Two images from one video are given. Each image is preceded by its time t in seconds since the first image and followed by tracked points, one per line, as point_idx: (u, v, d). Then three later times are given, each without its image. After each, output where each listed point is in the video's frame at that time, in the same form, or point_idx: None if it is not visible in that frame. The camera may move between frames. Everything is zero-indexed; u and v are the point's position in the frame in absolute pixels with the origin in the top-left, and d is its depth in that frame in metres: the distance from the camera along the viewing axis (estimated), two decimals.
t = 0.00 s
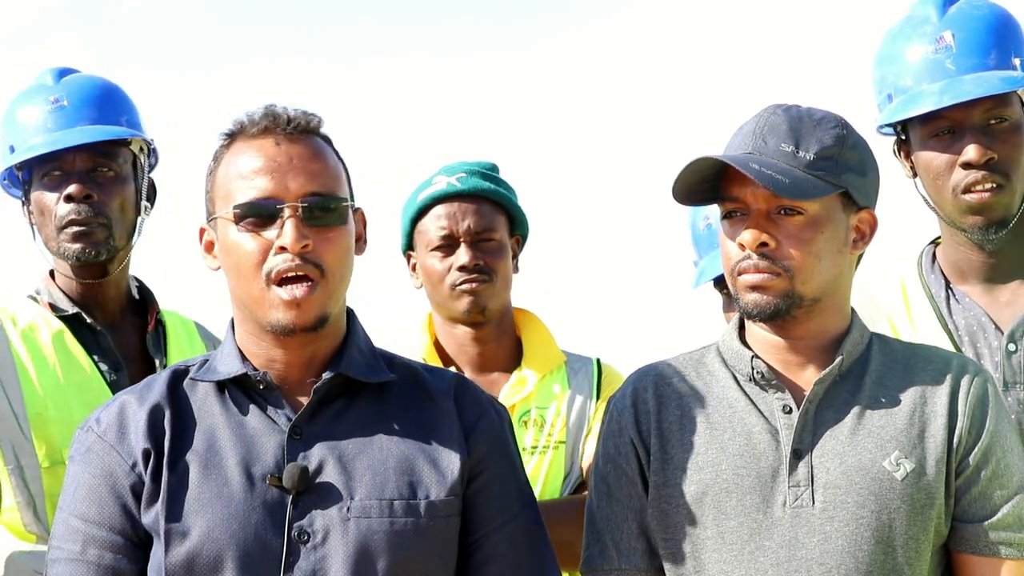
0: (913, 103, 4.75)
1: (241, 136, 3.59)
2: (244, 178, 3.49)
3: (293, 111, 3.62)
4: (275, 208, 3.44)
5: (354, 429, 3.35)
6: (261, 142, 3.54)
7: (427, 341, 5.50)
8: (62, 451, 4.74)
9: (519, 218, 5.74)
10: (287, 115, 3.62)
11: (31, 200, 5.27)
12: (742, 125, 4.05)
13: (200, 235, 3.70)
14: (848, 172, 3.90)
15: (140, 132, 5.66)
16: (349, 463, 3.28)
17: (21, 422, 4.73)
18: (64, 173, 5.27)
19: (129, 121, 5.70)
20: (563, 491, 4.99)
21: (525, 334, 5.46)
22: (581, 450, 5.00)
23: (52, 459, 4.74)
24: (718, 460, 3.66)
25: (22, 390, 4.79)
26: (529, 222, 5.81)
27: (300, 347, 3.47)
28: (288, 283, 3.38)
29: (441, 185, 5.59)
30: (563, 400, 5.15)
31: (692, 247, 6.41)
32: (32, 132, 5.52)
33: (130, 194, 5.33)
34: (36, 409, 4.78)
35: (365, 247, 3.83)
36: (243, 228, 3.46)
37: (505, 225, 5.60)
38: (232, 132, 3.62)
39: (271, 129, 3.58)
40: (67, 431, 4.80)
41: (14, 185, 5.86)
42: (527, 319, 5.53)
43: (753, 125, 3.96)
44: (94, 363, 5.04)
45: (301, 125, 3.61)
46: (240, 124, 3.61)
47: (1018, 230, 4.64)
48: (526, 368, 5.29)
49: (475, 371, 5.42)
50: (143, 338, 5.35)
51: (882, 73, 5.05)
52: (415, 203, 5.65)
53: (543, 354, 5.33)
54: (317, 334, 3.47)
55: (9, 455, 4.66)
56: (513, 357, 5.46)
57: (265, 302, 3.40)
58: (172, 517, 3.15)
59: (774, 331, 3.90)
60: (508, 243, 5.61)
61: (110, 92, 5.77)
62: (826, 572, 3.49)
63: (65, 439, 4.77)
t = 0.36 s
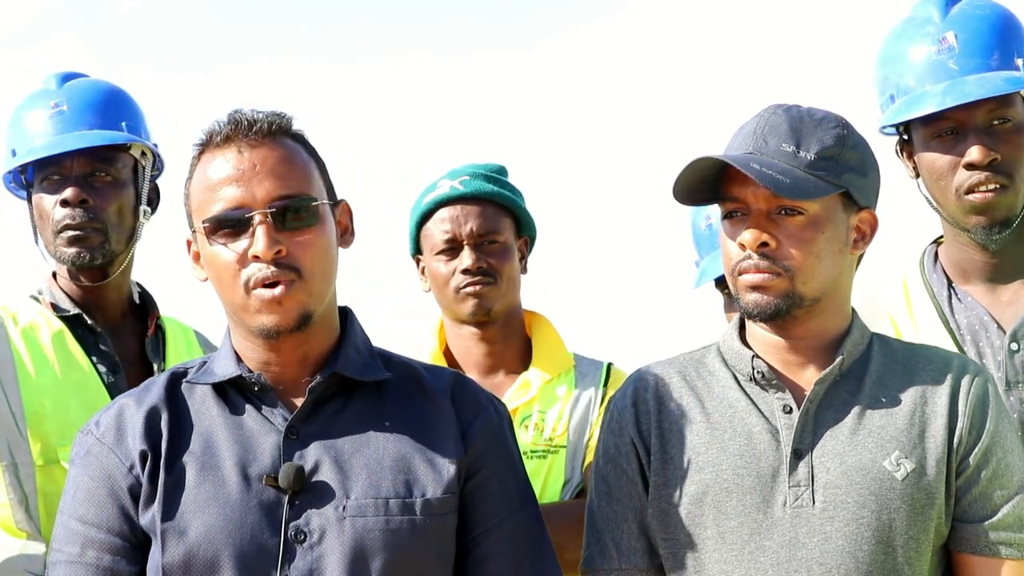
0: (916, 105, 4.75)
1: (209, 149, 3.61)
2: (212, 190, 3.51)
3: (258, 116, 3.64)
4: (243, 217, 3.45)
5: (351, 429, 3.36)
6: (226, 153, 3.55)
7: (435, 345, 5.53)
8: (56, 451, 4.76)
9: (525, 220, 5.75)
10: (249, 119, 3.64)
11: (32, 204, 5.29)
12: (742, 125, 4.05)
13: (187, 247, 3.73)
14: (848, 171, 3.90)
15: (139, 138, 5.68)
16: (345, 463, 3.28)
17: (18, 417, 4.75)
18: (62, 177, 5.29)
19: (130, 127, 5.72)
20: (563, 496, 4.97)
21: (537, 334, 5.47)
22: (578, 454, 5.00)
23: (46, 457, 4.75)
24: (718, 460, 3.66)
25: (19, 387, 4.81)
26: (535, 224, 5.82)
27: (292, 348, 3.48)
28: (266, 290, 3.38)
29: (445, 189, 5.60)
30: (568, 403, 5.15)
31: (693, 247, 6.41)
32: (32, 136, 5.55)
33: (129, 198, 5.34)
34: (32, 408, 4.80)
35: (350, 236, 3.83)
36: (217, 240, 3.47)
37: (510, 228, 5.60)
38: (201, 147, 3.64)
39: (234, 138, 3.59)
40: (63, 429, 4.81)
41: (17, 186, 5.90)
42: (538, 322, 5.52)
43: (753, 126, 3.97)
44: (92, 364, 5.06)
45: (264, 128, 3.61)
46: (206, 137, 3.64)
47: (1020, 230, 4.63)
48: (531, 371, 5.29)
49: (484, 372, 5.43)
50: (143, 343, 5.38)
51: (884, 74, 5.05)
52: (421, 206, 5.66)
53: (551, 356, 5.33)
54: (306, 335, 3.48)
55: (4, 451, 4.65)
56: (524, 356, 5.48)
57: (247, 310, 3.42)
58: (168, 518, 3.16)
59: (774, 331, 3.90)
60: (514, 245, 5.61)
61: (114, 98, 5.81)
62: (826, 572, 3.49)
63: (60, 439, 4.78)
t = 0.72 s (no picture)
0: (919, 105, 4.76)
1: (204, 148, 3.64)
2: (206, 188, 3.54)
3: (254, 114, 3.66)
4: (234, 214, 3.47)
5: (348, 429, 3.38)
6: (220, 151, 3.58)
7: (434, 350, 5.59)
8: (51, 450, 4.79)
9: (525, 221, 5.77)
10: (242, 118, 3.66)
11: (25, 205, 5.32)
12: (742, 125, 4.06)
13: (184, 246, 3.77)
14: (849, 172, 3.91)
15: (129, 137, 5.70)
16: (341, 464, 3.30)
17: (13, 416, 4.78)
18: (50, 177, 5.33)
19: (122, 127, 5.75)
20: (556, 495, 4.97)
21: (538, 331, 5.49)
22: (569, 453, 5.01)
23: (41, 456, 4.78)
24: (718, 460, 3.67)
25: (14, 385, 4.85)
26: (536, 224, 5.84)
27: (286, 346, 3.50)
28: (256, 286, 3.40)
29: (443, 189, 5.62)
30: (561, 400, 5.18)
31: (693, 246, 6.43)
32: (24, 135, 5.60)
33: (117, 198, 5.36)
34: (27, 408, 4.84)
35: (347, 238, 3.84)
36: (209, 237, 3.50)
37: (508, 227, 5.62)
38: (196, 146, 3.68)
39: (227, 136, 3.62)
40: (58, 429, 4.84)
41: (13, 185, 5.94)
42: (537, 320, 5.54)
43: (753, 126, 3.97)
44: (88, 364, 5.09)
45: (259, 127, 3.63)
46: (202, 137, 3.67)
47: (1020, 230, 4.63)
48: (527, 370, 5.32)
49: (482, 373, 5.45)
50: (139, 343, 5.41)
51: (887, 74, 5.06)
52: (420, 206, 5.68)
53: (548, 353, 5.36)
54: (299, 333, 3.50)
55: None
56: (523, 354, 5.49)
57: (238, 306, 3.44)
58: (164, 521, 3.19)
59: (774, 331, 3.91)
60: (513, 246, 5.62)
61: (105, 96, 5.85)
62: (826, 572, 3.50)
63: (55, 438, 4.81)
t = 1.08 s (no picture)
0: (906, 106, 4.76)
1: (209, 147, 3.66)
2: (210, 188, 3.56)
3: (267, 116, 3.69)
4: (239, 216, 3.50)
5: (346, 427, 3.39)
6: (224, 151, 3.60)
7: (434, 345, 5.54)
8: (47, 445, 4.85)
9: (534, 224, 5.79)
10: (249, 120, 3.68)
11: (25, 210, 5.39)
12: (744, 125, 4.07)
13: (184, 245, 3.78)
14: (851, 172, 3.91)
15: (119, 139, 5.69)
16: (338, 462, 3.32)
17: (12, 410, 4.85)
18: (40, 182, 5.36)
19: (118, 130, 5.75)
20: (565, 497, 5.03)
21: (535, 337, 5.50)
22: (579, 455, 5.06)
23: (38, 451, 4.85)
24: (718, 459, 3.68)
25: (12, 380, 4.91)
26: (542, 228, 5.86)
27: (287, 349, 3.53)
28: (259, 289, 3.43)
29: (461, 185, 5.63)
30: (568, 404, 5.21)
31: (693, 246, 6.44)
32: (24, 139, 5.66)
33: (105, 199, 5.36)
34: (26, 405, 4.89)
35: (349, 245, 3.86)
36: (213, 238, 3.52)
37: (521, 230, 5.64)
38: (201, 145, 3.69)
39: (233, 137, 3.63)
40: (55, 424, 4.88)
41: (17, 185, 6.00)
42: (534, 326, 5.56)
43: (755, 125, 3.98)
44: (91, 363, 5.12)
45: (273, 129, 3.66)
46: (209, 135, 3.68)
47: (1013, 229, 4.63)
48: (532, 372, 5.33)
49: (481, 371, 5.46)
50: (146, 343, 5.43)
51: (873, 76, 5.08)
52: (435, 202, 5.67)
53: (551, 356, 5.38)
54: (300, 337, 3.53)
55: None
56: (522, 361, 5.49)
57: (240, 309, 3.47)
58: (161, 520, 3.21)
59: (775, 331, 3.92)
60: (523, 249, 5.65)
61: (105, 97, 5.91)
62: (827, 571, 3.51)
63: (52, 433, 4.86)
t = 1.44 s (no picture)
0: (906, 105, 4.76)
1: (225, 144, 3.65)
2: (225, 186, 3.55)
3: (278, 117, 3.68)
4: (254, 215, 3.48)
5: (348, 424, 3.38)
6: (241, 150, 3.59)
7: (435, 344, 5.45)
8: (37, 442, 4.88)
9: (536, 225, 5.79)
10: (266, 120, 3.68)
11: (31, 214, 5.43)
12: (746, 125, 4.06)
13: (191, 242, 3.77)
14: (852, 171, 3.91)
15: (112, 142, 5.65)
16: (341, 459, 3.31)
17: (6, 408, 4.91)
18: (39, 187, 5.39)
19: (114, 132, 5.71)
20: (570, 496, 5.06)
21: (530, 341, 5.51)
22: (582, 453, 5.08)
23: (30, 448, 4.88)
24: (719, 459, 3.67)
25: (8, 380, 4.97)
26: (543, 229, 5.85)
27: (292, 350, 3.52)
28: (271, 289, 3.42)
29: (471, 183, 5.61)
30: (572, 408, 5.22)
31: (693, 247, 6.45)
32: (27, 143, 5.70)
33: (99, 202, 5.36)
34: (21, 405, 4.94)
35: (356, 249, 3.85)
36: (226, 236, 3.51)
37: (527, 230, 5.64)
38: (216, 143, 3.68)
39: (251, 137, 3.63)
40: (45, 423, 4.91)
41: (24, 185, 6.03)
42: (529, 326, 5.58)
43: (756, 125, 3.97)
44: (90, 360, 5.12)
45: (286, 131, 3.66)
46: (225, 131, 3.68)
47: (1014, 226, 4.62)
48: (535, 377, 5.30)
49: (480, 368, 5.44)
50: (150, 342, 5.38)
51: (872, 75, 5.07)
52: (442, 198, 5.65)
53: (546, 361, 5.37)
54: (307, 338, 3.52)
55: None
56: (517, 360, 5.51)
57: (251, 308, 3.45)
58: (163, 516, 3.20)
59: (776, 331, 3.91)
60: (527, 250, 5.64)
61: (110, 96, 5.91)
62: (827, 572, 3.50)
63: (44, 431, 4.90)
